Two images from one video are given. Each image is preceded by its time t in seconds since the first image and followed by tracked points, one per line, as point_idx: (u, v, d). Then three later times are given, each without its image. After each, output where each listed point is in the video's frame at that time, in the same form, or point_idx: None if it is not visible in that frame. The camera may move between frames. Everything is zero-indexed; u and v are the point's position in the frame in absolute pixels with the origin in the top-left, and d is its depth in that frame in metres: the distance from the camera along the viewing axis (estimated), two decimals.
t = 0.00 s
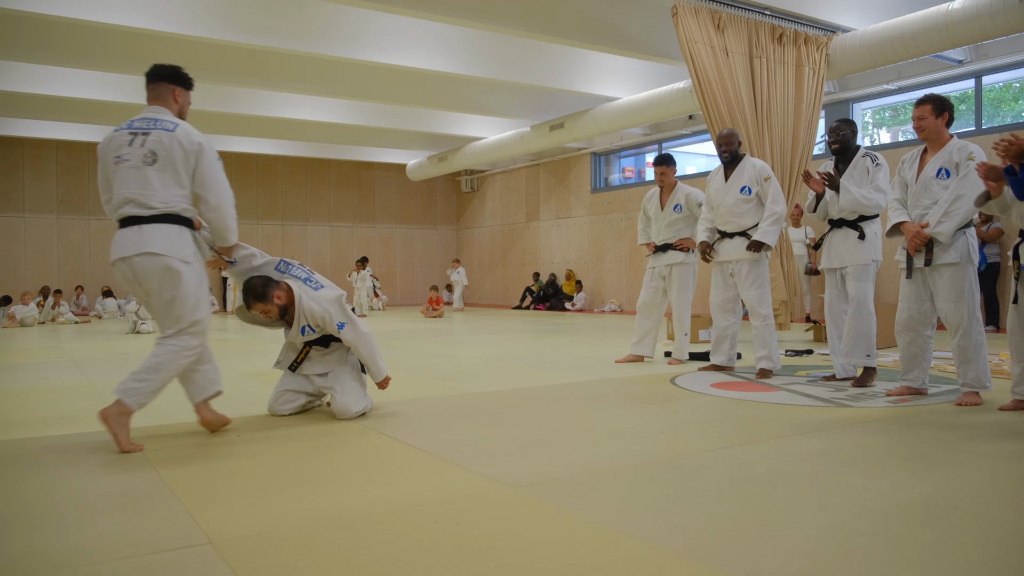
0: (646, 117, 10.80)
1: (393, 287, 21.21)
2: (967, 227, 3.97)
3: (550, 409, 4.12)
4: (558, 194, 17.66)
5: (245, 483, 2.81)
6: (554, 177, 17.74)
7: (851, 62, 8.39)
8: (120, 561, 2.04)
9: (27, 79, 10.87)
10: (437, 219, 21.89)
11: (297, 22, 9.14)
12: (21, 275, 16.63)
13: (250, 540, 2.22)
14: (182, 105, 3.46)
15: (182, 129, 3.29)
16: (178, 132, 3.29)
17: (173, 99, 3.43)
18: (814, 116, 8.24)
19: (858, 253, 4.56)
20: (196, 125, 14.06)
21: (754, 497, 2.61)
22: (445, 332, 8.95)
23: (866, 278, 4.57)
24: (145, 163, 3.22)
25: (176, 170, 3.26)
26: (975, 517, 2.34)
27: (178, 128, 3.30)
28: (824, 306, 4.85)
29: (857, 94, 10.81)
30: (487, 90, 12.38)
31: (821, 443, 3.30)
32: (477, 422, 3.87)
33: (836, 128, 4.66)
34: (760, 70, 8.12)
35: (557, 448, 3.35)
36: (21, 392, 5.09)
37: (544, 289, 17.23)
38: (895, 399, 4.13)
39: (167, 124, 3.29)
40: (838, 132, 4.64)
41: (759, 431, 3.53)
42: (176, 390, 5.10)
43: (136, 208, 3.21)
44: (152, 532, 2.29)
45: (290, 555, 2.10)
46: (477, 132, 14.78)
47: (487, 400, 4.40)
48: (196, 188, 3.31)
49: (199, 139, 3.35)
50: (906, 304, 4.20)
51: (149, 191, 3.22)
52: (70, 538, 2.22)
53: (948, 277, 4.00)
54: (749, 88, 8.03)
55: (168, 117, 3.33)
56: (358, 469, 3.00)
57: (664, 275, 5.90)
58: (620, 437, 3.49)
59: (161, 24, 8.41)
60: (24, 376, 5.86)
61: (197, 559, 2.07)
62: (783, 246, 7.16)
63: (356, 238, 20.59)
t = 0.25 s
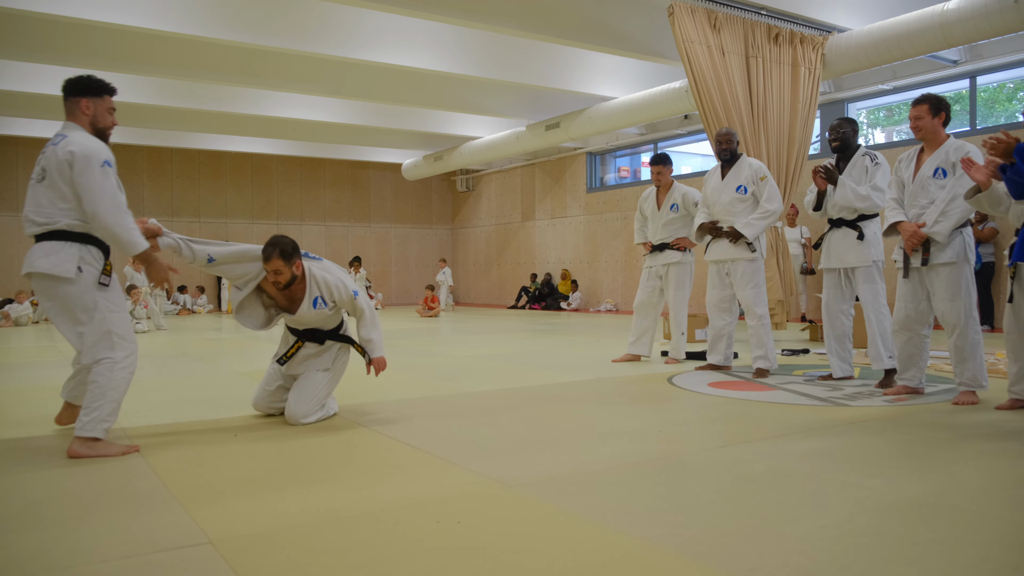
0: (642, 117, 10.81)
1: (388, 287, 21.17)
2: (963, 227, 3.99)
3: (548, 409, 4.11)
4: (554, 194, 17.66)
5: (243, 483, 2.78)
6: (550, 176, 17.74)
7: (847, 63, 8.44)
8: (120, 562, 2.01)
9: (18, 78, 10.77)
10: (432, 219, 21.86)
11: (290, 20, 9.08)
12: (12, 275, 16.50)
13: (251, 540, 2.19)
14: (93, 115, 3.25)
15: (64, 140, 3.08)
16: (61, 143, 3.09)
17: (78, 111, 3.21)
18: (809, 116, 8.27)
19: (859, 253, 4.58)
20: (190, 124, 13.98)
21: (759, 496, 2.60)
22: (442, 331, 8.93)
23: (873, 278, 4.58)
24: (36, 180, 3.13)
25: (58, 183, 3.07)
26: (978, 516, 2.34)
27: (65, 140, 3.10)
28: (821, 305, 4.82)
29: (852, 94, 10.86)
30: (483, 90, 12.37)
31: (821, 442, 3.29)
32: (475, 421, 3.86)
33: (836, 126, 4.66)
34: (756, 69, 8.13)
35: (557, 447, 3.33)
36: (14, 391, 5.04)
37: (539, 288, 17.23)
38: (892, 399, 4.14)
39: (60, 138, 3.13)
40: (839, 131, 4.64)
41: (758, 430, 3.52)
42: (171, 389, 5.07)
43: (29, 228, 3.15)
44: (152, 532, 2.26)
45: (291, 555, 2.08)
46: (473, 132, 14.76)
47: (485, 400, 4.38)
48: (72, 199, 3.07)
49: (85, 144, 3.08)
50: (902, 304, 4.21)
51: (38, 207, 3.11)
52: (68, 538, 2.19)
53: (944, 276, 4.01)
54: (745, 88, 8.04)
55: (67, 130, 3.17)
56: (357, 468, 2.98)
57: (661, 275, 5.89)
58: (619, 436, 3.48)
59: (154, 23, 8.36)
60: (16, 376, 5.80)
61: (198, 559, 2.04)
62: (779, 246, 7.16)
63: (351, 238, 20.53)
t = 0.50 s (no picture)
0: (643, 117, 10.80)
1: (388, 286, 21.13)
2: (967, 227, 3.99)
3: (553, 408, 4.10)
4: (553, 194, 17.66)
5: (249, 484, 2.76)
6: (549, 176, 17.74)
7: (847, 63, 8.47)
8: (127, 562, 1.99)
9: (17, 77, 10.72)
10: (432, 218, 21.82)
11: (289, 19, 9.05)
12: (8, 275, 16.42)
13: (259, 541, 2.17)
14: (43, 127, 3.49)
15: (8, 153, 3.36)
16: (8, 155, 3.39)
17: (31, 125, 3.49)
18: (811, 116, 8.27)
19: (870, 253, 4.60)
20: (190, 123, 13.93)
21: (766, 496, 2.59)
22: (445, 331, 8.92)
23: (885, 281, 4.64)
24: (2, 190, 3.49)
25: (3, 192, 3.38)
26: (987, 517, 2.33)
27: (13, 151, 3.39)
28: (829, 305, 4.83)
29: (853, 94, 10.89)
30: (484, 90, 12.36)
31: (827, 442, 3.29)
32: (480, 421, 3.85)
33: (850, 123, 4.65)
34: (757, 69, 8.14)
35: (563, 446, 3.32)
36: (15, 391, 5.01)
37: (539, 289, 17.21)
38: (896, 399, 4.15)
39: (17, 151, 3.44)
40: (852, 127, 4.64)
41: (764, 430, 3.52)
42: (174, 389, 5.04)
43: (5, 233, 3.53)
44: (159, 532, 2.24)
45: (300, 556, 2.06)
46: (473, 132, 14.76)
47: (490, 400, 4.36)
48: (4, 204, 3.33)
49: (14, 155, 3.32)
50: (907, 304, 4.22)
51: None
52: (73, 539, 2.17)
53: (949, 277, 4.02)
54: (746, 88, 8.05)
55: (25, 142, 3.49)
56: (363, 469, 2.96)
57: (663, 275, 5.88)
58: (625, 436, 3.48)
59: (154, 22, 8.32)
60: (16, 376, 5.77)
61: (206, 560, 2.02)
62: (781, 246, 7.16)
63: (351, 238, 20.49)
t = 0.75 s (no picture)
0: (670, 116, 10.75)
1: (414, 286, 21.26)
2: (1005, 226, 3.93)
3: (584, 408, 4.12)
4: (578, 193, 17.64)
5: (287, 481, 2.80)
6: (574, 176, 17.73)
7: (877, 58, 8.32)
8: (171, 557, 2.04)
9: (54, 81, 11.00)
10: (457, 218, 21.90)
11: (309, 18, 9.11)
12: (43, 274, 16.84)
13: (299, 537, 2.21)
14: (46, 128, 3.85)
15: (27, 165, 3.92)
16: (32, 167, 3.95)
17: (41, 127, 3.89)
18: (840, 113, 8.17)
19: (912, 252, 4.54)
20: (217, 124, 14.07)
21: (800, 497, 2.58)
22: (475, 331, 8.98)
23: (924, 281, 4.58)
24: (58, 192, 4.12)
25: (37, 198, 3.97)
26: None
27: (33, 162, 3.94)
28: (867, 305, 4.78)
29: (882, 91, 10.76)
30: (512, 90, 12.42)
31: (862, 444, 3.26)
32: (512, 420, 3.87)
33: (893, 119, 4.60)
34: (785, 67, 8.06)
35: (595, 446, 3.34)
36: (59, 387, 5.15)
37: (565, 288, 17.22)
38: (931, 401, 4.10)
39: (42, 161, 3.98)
40: (895, 123, 4.58)
41: (797, 431, 3.50)
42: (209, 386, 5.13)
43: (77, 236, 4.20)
44: (200, 528, 2.28)
45: (339, 552, 2.09)
46: (498, 132, 14.84)
47: (521, 399, 4.39)
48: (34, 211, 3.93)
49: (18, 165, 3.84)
50: (943, 304, 4.17)
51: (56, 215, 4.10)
52: (117, 533, 2.22)
53: (986, 277, 3.96)
54: (775, 86, 7.98)
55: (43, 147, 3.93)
56: (399, 467, 2.99)
57: (692, 274, 5.86)
58: (657, 436, 3.48)
59: (181, 24, 8.43)
60: (60, 373, 5.93)
61: (248, 555, 2.06)
62: (810, 246, 7.10)
63: (376, 237, 20.63)
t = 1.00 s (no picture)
0: (719, 113, 10.64)
1: (460, 285, 21.46)
2: None
3: (635, 407, 4.13)
4: (624, 192, 17.57)
5: (347, 476, 2.87)
6: (620, 174, 17.68)
7: (933, 53, 8.15)
8: (239, 549, 2.11)
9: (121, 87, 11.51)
10: (503, 217, 22.02)
11: (356, 20, 9.27)
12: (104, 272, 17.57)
13: (360, 531, 2.27)
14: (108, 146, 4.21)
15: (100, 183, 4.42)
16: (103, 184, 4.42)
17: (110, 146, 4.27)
18: (895, 108, 7.97)
19: (977, 250, 4.41)
20: (267, 126, 14.41)
21: (857, 500, 2.55)
22: (526, 330, 9.05)
23: (988, 281, 4.45)
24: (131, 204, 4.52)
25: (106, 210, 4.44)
26: None
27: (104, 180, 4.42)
28: (930, 305, 4.69)
29: (939, 85, 10.46)
30: (561, 89, 12.46)
31: (923, 447, 3.19)
32: (564, 418, 3.91)
33: (958, 112, 4.50)
34: (838, 62, 7.89)
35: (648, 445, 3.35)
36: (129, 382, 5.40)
37: (610, 287, 17.18)
38: (995, 403, 4.00)
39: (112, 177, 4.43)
40: (960, 117, 4.49)
41: (855, 433, 3.44)
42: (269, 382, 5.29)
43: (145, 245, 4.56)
44: (266, 520, 2.36)
45: (399, 546, 2.15)
46: (543, 131, 14.92)
47: (573, 398, 4.42)
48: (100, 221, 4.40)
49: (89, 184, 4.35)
50: (1007, 304, 4.06)
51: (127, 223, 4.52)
52: (188, 524, 2.32)
53: None
54: (827, 81, 7.83)
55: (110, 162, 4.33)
56: (456, 463, 3.04)
57: (743, 273, 5.81)
58: (710, 436, 3.48)
59: (237, 29, 8.65)
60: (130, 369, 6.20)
61: (311, 548, 2.13)
62: (865, 245, 6.96)
63: (423, 236, 20.90)
